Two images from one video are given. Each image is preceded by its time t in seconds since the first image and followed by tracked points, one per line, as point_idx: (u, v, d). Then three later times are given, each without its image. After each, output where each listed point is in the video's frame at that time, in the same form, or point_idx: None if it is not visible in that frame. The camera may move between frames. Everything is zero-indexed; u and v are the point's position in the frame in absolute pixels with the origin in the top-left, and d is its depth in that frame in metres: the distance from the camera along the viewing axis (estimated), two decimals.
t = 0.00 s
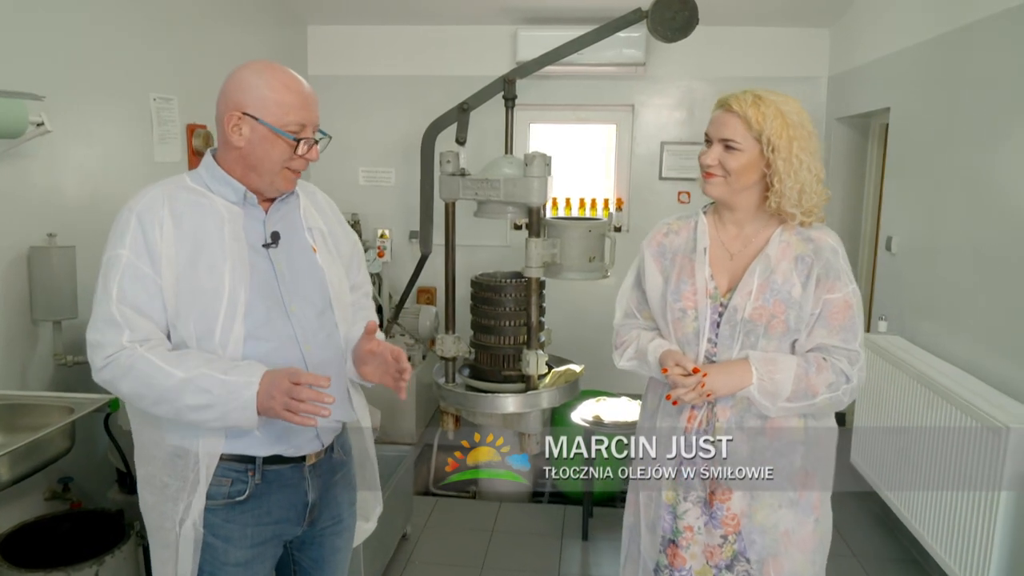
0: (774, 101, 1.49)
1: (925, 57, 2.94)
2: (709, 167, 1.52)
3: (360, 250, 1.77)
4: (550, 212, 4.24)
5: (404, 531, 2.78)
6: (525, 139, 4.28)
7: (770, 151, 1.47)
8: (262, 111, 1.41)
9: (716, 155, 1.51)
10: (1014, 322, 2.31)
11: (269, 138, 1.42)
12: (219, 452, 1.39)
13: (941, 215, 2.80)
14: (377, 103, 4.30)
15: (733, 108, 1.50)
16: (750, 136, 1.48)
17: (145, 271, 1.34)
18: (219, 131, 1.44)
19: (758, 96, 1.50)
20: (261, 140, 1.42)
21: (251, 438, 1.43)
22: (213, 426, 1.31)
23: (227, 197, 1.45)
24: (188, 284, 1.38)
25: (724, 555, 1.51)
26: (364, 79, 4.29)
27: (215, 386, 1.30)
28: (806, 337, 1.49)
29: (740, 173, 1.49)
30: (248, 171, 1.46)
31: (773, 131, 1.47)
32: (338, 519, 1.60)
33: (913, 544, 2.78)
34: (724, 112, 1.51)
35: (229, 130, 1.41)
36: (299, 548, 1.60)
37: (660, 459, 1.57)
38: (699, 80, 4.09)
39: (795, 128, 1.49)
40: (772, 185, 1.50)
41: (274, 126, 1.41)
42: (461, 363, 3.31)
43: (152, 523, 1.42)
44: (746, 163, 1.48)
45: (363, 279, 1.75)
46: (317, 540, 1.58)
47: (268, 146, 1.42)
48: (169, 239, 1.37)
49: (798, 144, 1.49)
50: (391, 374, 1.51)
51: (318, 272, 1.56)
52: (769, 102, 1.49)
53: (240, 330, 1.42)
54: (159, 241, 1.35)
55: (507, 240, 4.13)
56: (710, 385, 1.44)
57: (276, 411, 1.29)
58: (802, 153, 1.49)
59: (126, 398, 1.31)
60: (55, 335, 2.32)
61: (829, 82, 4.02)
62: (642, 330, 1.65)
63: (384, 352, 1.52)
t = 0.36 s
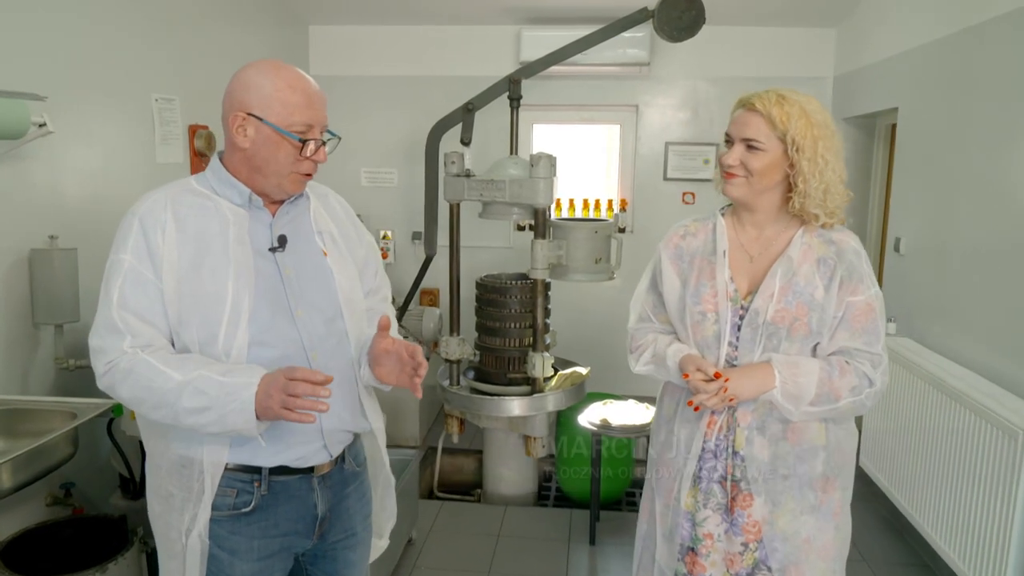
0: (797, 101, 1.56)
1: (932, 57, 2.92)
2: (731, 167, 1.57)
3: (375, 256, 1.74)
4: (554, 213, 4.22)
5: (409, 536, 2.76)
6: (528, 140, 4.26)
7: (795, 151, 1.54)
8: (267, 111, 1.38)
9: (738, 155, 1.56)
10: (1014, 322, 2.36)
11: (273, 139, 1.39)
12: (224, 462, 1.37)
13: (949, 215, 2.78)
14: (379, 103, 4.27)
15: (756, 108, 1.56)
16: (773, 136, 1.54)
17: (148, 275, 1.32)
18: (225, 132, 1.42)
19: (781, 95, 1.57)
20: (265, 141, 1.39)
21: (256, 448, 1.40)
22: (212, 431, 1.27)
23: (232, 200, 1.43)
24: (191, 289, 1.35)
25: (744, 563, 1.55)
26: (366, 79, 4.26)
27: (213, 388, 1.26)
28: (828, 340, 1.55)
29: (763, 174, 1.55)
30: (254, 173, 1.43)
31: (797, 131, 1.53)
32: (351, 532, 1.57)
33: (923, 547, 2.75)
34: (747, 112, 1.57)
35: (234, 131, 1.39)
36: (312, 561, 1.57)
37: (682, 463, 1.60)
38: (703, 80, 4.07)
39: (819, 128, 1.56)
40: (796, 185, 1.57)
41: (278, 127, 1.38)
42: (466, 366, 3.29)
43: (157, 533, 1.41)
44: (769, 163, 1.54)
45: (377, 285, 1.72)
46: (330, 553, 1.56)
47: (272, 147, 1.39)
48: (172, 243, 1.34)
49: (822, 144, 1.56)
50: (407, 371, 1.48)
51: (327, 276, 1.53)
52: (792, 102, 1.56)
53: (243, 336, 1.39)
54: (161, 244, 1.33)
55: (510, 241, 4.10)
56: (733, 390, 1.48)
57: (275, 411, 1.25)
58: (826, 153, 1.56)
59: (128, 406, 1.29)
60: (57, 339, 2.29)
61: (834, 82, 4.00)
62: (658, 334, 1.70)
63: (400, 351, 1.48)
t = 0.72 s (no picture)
0: (806, 100, 1.54)
1: (936, 55, 2.90)
2: (740, 167, 1.55)
3: (379, 259, 1.72)
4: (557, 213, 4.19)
5: (413, 540, 2.73)
6: (530, 140, 4.23)
7: (805, 150, 1.52)
8: (285, 111, 1.36)
9: (747, 154, 1.54)
10: (1014, 322, 2.38)
11: (292, 138, 1.36)
12: (237, 470, 1.34)
13: (955, 215, 2.76)
14: (380, 103, 4.25)
15: (765, 107, 1.53)
16: (783, 135, 1.52)
17: (162, 278, 1.28)
18: (240, 133, 1.39)
19: (791, 94, 1.54)
20: (285, 141, 1.36)
21: (270, 456, 1.38)
22: (231, 440, 1.25)
23: (245, 201, 1.40)
24: (205, 294, 1.32)
25: (756, 567, 1.53)
26: (367, 78, 4.24)
27: (235, 395, 1.24)
28: (840, 342, 1.53)
29: (773, 173, 1.52)
30: (270, 175, 1.40)
31: (807, 129, 1.51)
32: (361, 536, 1.56)
33: (930, 550, 2.74)
34: (756, 110, 1.54)
35: (252, 133, 1.36)
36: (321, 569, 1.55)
37: (692, 467, 1.58)
38: (706, 79, 4.05)
39: (829, 126, 1.54)
40: (806, 184, 1.54)
41: (297, 127, 1.36)
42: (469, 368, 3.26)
43: (166, 544, 1.38)
44: (778, 162, 1.52)
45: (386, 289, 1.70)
46: (340, 559, 1.53)
47: (291, 147, 1.37)
48: (185, 245, 1.31)
49: (833, 142, 1.53)
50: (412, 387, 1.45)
51: (337, 280, 1.51)
52: (801, 101, 1.54)
53: (258, 342, 1.36)
54: (174, 246, 1.30)
55: (513, 242, 4.08)
56: (744, 393, 1.46)
57: (306, 417, 1.24)
58: (837, 151, 1.54)
59: (142, 415, 1.25)
60: (57, 341, 2.26)
61: (838, 82, 3.98)
62: (667, 336, 1.68)
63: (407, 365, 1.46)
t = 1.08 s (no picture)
0: (809, 98, 1.52)
1: (939, 54, 2.88)
2: (744, 168, 1.54)
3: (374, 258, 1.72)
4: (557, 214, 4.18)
5: (415, 541, 2.72)
6: (531, 140, 4.22)
7: (809, 149, 1.50)
8: (295, 110, 1.34)
9: (751, 155, 1.52)
10: (1014, 322, 2.38)
11: (303, 138, 1.35)
12: (253, 471, 1.33)
13: (958, 215, 2.74)
14: (381, 103, 4.24)
15: (768, 107, 1.52)
16: (786, 134, 1.51)
17: (186, 277, 1.26)
18: (247, 132, 1.36)
19: (793, 93, 1.53)
20: (295, 140, 1.35)
21: (284, 455, 1.36)
22: (286, 431, 1.26)
23: (253, 201, 1.39)
24: (224, 292, 1.31)
25: (762, 568, 1.52)
26: (368, 78, 4.23)
27: (290, 386, 1.27)
28: (846, 340, 1.51)
29: (777, 173, 1.51)
30: (277, 174, 1.39)
31: (811, 128, 1.50)
32: (366, 531, 1.55)
33: (935, 550, 2.73)
34: (758, 110, 1.53)
35: (261, 132, 1.34)
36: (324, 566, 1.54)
37: (698, 468, 1.57)
38: (707, 79, 4.04)
39: (833, 124, 1.52)
40: (811, 183, 1.53)
41: (308, 126, 1.34)
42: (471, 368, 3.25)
43: (175, 549, 1.36)
44: (782, 161, 1.50)
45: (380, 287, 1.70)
46: (345, 555, 1.52)
47: (301, 147, 1.36)
48: (206, 244, 1.29)
49: (837, 140, 1.52)
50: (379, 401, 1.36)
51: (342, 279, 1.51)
52: (804, 99, 1.52)
53: (274, 342, 1.36)
54: (195, 244, 1.28)
55: (514, 242, 4.07)
56: (750, 391, 1.45)
57: (368, 383, 1.33)
58: (841, 149, 1.52)
59: (185, 418, 1.23)
60: (56, 342, 2.25)
61: (839, 81, 3.97)
62: (671, 336, 1.67)
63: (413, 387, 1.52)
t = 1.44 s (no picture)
0: (812, 97, 1.52)
1: (940, 53, 2.88)
2: (747, 166, 1.53)
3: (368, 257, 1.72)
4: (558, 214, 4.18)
5: (415, 541, 2.72)
6: (531, 140, 4.22)
7: (812, 148, 1.50)
8: (290, 106, 1.34)
9: (754, 154, 1.52)
10: (1014, 322, 2.38)
11: (297, 134, 1.35)
12: (251, 469, 1.33)
13: (959, 215, 2.74)
14: (381, 103, 4.23)
15: (771, 105, 1.52)
16: (790, 133, 1.51)
17: (180, 274, 1.26)
18: (241, 129, 1.36)
19: (796, 92, 1.53)
20: (289, 137, 1.34)
21: (283, 453, 1.36)
22: (278, 430, 1.28)
23: (248, 198, 1.39)
24: (219, 289, 1.30)
25: (764, 568, 1.52)
26: (367, 79, 4.23)
27: (283, 386, 1.27)
28: (848, 339, 1.51)
29: (780, 171, 1.51)
30: (273, 170, 1.38)
31: (814, 127, 1.50)
32: (360, 530, 1.55)
33: (935, 550, 2.72)
34: (762, 109, 1.53)
35: (255, 129, 1.33)
36: (318, 565, 1.54)
37: (700, 468, 1.56)
38: (707, 79, 4.03)
39: (836, 123, 1.52)
40: (814, 181, 1.53)
41: (302, 122, 1.34)
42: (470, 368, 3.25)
43: (173, 548, 1.35)
44: (787, 160, 1.50)
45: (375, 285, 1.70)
46: (339, 554, 1.52)
47: (296, 143, 1.35)
48: (200, 242, 1.29)
49: (840, 139, 1.52)
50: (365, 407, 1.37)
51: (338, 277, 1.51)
52: (807, 98, 1.52)
53: (270, 340, 1.35)
54: (189, 242, 1.27)
55: (514, 242, 4.07)
56: (753, 391, 1.44)
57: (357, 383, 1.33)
58: (843, 148, 1.52)
59: (177, 416, 1.22)
60: (56, 342, 2.25)
61: (839, 81, 3.97)
62: (673, 335, 1.66)
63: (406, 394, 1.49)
